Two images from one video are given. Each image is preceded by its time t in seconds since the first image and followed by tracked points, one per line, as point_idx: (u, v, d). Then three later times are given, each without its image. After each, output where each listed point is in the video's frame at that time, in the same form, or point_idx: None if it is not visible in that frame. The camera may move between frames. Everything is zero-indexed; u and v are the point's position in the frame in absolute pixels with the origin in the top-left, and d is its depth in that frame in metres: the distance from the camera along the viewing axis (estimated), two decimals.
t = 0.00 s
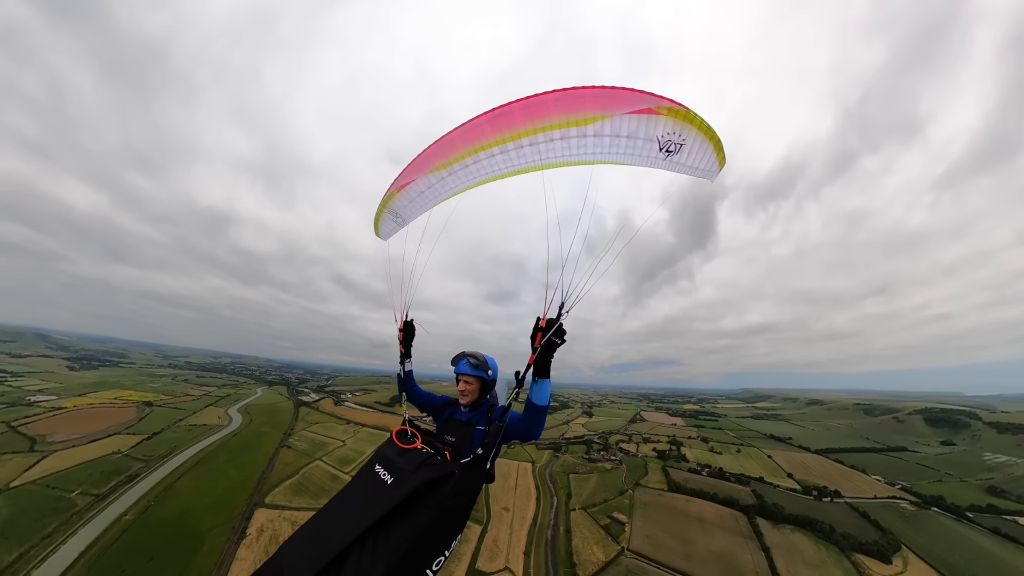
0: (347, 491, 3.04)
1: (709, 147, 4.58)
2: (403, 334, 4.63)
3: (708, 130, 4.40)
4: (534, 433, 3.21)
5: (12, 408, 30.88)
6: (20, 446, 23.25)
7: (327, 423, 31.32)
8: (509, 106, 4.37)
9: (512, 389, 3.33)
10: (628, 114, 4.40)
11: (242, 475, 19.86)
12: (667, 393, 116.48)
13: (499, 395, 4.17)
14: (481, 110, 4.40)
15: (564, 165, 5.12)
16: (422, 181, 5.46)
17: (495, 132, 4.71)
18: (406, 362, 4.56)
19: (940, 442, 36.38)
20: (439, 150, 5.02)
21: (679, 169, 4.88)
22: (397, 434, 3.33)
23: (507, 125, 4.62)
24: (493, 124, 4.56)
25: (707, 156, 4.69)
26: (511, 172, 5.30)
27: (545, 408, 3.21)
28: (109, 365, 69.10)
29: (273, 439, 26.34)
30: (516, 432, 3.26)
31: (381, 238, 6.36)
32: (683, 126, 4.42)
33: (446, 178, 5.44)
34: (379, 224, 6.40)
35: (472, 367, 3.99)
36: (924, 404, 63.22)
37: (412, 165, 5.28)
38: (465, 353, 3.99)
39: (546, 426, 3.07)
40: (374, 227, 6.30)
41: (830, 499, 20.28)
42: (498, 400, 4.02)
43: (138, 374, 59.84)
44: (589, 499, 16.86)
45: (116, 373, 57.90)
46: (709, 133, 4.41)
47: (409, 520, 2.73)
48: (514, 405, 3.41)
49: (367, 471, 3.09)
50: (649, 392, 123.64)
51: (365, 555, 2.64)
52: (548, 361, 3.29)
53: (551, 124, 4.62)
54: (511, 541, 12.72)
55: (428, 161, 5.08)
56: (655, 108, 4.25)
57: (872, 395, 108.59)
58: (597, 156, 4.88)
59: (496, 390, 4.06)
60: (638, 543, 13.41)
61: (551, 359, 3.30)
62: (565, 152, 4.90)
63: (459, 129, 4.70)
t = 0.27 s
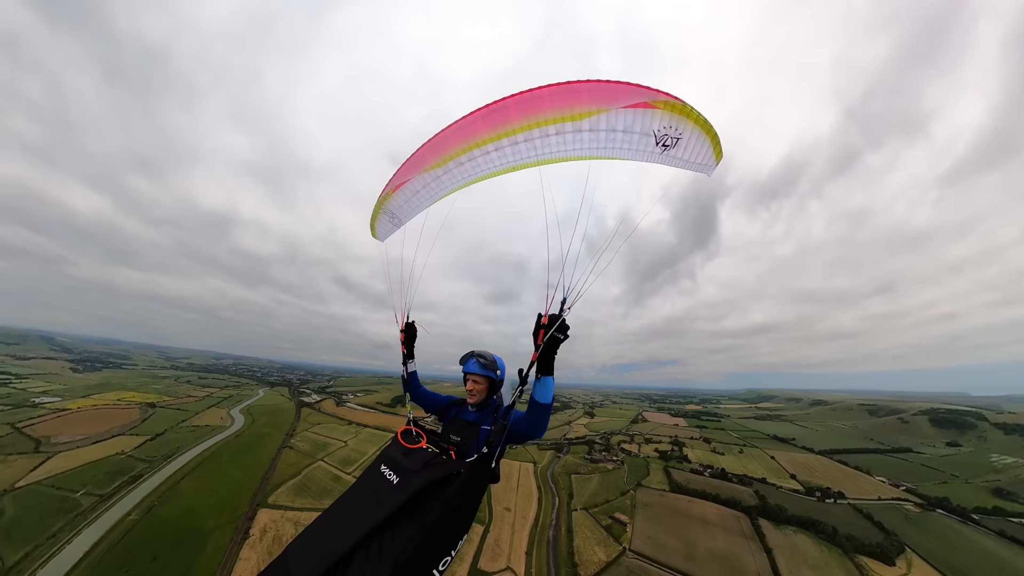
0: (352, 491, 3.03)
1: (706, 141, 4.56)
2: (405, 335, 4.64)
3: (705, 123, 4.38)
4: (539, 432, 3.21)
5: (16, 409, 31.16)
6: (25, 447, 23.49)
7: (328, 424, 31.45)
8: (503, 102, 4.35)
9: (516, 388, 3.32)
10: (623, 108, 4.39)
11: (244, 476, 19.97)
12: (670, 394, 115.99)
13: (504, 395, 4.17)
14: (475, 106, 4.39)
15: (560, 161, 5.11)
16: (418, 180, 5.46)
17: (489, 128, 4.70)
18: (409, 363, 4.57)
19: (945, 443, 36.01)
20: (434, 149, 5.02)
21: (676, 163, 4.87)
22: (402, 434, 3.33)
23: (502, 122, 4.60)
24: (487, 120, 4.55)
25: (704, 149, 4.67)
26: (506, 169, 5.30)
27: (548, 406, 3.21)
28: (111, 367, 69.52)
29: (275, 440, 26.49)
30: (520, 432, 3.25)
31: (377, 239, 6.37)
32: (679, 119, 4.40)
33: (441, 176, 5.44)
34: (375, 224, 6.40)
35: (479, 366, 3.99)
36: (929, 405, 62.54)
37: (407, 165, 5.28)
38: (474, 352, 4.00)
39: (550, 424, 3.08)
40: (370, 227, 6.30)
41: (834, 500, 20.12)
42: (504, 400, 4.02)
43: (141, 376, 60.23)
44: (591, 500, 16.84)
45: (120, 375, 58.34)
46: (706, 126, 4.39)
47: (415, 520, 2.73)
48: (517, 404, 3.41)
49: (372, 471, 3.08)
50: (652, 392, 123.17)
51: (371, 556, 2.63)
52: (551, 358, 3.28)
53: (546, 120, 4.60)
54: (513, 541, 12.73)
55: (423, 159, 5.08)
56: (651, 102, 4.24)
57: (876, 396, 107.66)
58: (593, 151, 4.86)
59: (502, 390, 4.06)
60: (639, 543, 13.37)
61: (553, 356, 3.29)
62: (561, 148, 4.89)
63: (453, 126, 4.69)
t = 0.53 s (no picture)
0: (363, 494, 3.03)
1: (705, 130, 4.51)
2: (410, 336, 4.63)
3: (703, 113, 4.33)
4: (547, 429, 3.19)
5: (22, 411, 31.49)
6: (30, 448, 23.74)
7: (330, 425, 31.57)
8: (497, 97, 4.32)
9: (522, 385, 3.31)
10: (620, 99, 4.34)
11: (247, 476, 20.10)
12: (672, 394, 115.42)
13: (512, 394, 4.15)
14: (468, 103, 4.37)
15: (556, 155, 5.08)
16: (413, 179, 5.46)
17: (484, 124, 4.67)
18: (414, 364, 4.57)
19: (951, 444, 35.59)
20: (428, 147, 5.00)
21: (675, 154, 4.82)
22: (411, 435, 3.33)
23: (496, 117, 4.58)
24: (481, 116, 4.53)
25: (703, 139, 4.62)
26: (502, 165, 5.28)
27: (556, 402, 3.19)
28: (115, 368, 70.08)
29: (278, 441, 26.64)
30: (528, 429, 3.23)
31: (375, 240, 6.38)
32: (677, 109, 4.35)
33: (436, 175, 5.43)
34: (372, 226, 6.41)
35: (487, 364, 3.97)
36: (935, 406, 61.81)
37: (401, 164, 5.27)
38: (484, 351, 4.00)
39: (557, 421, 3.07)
40: (367, 228, 6.31)
41: (837, 502, 19.95)
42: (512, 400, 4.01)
43: (144, 377, 60.65)
44: (593, 500, 16.81)
45: (124, 376, 58.76)
46: (704, 115, 4.34)
47: (428, 521, 2.73)
48: (525, 402, 3.39)
49: (383, 473, 3.08)
50: (654, 393, 122.68)
51: (386, 557, 2.64)
52: (558, 354, 3.25)
53: (541, 114, 4.57)
54: (515, 540, 12.73)
55: (418, 157, 5.07)
56: (647, 92, 4.19)
57: (882, 397, 106.55)
58: (589, 144, 4.83)
59: (510, 389, 4.04)
60: (641, 544, 13.33)
61: (560, 351, 3.25)
62: (557, 142, 4.86)
63: (446, 123, 4.67)
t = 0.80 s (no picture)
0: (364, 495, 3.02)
1: (703, 116, 4.44)
2: (408, 336, 4.64)
3: (700, 98, 4.26)
4: (545, 425, 3.18)
5: (32, 413, 32.03)
6: (39, 448, 24.19)
7: (333, 426, 31.79)
8: (489, 93, 4.30)
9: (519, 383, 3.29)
10: (614, 88, 4.31)
11: (252, 476, 20.31)
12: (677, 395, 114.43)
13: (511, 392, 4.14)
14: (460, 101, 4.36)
15: (552, 149, 5.05)
16: (409, 180, 5.47)
17: (477, 122, 4.67)
18: (414, 363, 4.58)
19: (963, 445, 34.83)
20: (422, 147, 5.01)
21: (673, 142, 4.76)
22: (411, 435, 3.32)
23: (490, 114, 4.57)
24: (474, 113, 4.52)
25: (701, 126, 4.55)
26: (498, 162, 5.26)
27: (553, 398, 3.19)
28: (123, 371, 71.09)
29: (281, 441, 26.89)
30: (526, 426, 3.22)
31: (374, 242, 6.40)
32: (673, 96, 4.29)
33: (432, 175, 5.44)
34: (371, 229, 6.43)
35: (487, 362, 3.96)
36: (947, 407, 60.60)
37: (397, 166, 5.28)
38: (485, 350, 3.98)
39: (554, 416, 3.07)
40: (366, 231, 6.34)
41: (845, 504, 19.61)
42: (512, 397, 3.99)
43: (151, 379, 61.41)
44: (596, 501, 16.71)
45: (132, 379, 59.55)
46: (701, 101, 4.28)
47: (430, 521, 2.73)
48: (523, 399, 3.37)
49: (383, 474, 3.07)
50: (659, 394, 121.75)
51: (388, 558, 2.64)
52: (553, 350, 3.23)
53: (535, 107, 4.55)
54: (518, 541, 12.71)
55: (413, 158, 5.08)
56: (641, 80, 4.15)
57: (892, 397, 104.66)
58: (585, 135, 4.79)
59: (509, 387, 4.03)
60: (645, 545, 13.22)
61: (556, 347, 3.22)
62: (552, 135, 4.84)
63: (440, 123, 4.68)
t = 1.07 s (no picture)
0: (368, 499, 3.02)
1: (705, 106, 4.37)
2: (407, 339, 4.63)
3: (701, 88, 4.19)
4: (546, 424, 3.17)
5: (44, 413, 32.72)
6: (50, 448, 24.73)
7: (337, 426, 32.05)
8: (485, 91, 4.28)
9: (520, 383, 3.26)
10: (613, 81, 4.26)
11: (257, 476, 20.55)
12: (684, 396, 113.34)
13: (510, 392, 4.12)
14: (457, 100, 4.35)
15: (552, 144, 5.02)
16: (409, 182, 5.48)
17: (475, 120, 4.65)
18: (413, 367, 4.56)
19: (977, 448, 34.02)
20: (421, 149, 5.00)
21: (675, 133, 4.69)
22: (413, 438, 3.31)
23: (487, 112, 4.55)
24: (471, 112, 4.50)
25: (703, 116, 4.48)
26: (498, 160, 5.24)
27: (554, 396, 3.17)
28: (132, 372, 72.36)
29: (286, 442, 27.19)
30: (528, 426, 3.19)
31: (377, 246, 6.42)
32: (673, 86, 4.23)
33: (432, 176, 5.43)
34: (374, 232, 6.45)
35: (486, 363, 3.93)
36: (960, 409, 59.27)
37: (397, 168, 5.29)
38: (481, 350, 3.95)
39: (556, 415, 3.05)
40: (369, 235, 6.35)
41: (853, 508, 19.23)
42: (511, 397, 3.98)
43: (159, 381, 62.35)
44: (599, 502, 16.61)
45: (140, 380, 60.56)
46: (702, 90, 4.21)
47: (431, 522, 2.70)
48: (524, 399, 3.34)
49: (386, 477, 3.06)
50: (665, 394, 120.82)
51: (391, 559, 2.62)
52: (555, 350, 3.20)
53: (533, 103, 4.52)
54: (521, 541, 12.69)
55: (412, 160, 5.08)
56: (640, 70, 4.10)
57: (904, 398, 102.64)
58: (585, 130, 4.75)
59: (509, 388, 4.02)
60: (648, 547, 13.10)
61: (557, 347, 3.19)
62: (551, 131, 4.80)
63: (437, 123, 4.67)
